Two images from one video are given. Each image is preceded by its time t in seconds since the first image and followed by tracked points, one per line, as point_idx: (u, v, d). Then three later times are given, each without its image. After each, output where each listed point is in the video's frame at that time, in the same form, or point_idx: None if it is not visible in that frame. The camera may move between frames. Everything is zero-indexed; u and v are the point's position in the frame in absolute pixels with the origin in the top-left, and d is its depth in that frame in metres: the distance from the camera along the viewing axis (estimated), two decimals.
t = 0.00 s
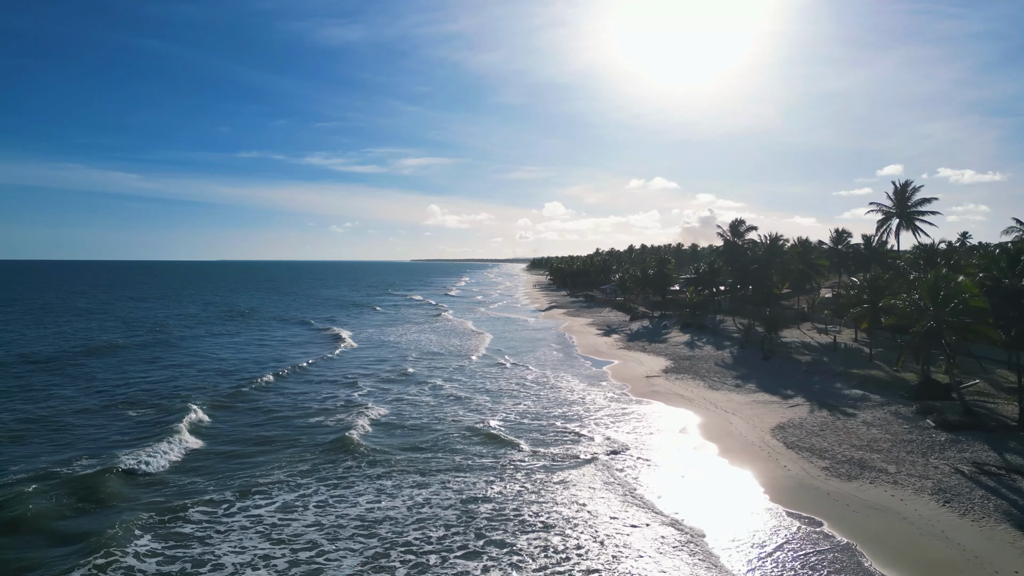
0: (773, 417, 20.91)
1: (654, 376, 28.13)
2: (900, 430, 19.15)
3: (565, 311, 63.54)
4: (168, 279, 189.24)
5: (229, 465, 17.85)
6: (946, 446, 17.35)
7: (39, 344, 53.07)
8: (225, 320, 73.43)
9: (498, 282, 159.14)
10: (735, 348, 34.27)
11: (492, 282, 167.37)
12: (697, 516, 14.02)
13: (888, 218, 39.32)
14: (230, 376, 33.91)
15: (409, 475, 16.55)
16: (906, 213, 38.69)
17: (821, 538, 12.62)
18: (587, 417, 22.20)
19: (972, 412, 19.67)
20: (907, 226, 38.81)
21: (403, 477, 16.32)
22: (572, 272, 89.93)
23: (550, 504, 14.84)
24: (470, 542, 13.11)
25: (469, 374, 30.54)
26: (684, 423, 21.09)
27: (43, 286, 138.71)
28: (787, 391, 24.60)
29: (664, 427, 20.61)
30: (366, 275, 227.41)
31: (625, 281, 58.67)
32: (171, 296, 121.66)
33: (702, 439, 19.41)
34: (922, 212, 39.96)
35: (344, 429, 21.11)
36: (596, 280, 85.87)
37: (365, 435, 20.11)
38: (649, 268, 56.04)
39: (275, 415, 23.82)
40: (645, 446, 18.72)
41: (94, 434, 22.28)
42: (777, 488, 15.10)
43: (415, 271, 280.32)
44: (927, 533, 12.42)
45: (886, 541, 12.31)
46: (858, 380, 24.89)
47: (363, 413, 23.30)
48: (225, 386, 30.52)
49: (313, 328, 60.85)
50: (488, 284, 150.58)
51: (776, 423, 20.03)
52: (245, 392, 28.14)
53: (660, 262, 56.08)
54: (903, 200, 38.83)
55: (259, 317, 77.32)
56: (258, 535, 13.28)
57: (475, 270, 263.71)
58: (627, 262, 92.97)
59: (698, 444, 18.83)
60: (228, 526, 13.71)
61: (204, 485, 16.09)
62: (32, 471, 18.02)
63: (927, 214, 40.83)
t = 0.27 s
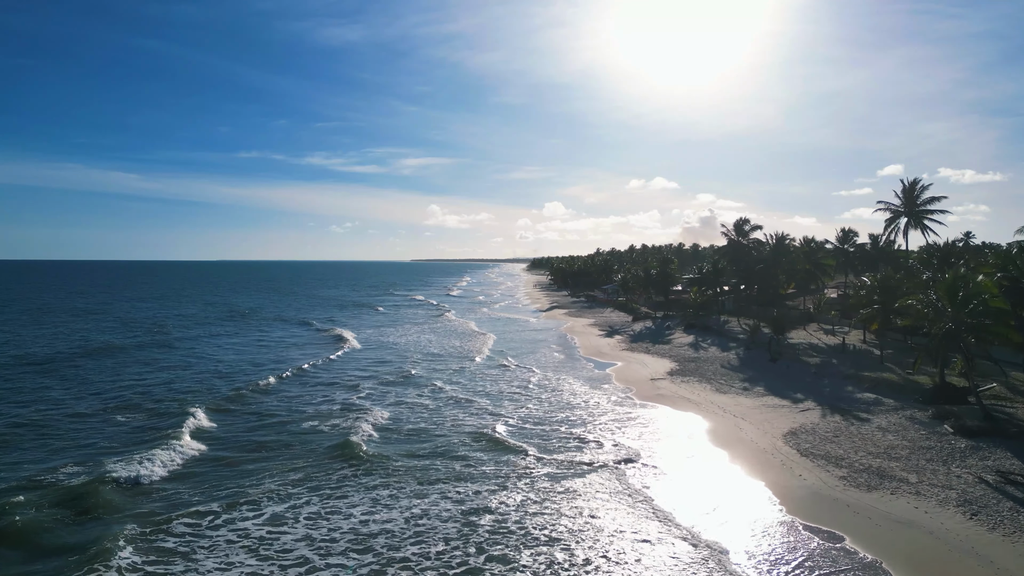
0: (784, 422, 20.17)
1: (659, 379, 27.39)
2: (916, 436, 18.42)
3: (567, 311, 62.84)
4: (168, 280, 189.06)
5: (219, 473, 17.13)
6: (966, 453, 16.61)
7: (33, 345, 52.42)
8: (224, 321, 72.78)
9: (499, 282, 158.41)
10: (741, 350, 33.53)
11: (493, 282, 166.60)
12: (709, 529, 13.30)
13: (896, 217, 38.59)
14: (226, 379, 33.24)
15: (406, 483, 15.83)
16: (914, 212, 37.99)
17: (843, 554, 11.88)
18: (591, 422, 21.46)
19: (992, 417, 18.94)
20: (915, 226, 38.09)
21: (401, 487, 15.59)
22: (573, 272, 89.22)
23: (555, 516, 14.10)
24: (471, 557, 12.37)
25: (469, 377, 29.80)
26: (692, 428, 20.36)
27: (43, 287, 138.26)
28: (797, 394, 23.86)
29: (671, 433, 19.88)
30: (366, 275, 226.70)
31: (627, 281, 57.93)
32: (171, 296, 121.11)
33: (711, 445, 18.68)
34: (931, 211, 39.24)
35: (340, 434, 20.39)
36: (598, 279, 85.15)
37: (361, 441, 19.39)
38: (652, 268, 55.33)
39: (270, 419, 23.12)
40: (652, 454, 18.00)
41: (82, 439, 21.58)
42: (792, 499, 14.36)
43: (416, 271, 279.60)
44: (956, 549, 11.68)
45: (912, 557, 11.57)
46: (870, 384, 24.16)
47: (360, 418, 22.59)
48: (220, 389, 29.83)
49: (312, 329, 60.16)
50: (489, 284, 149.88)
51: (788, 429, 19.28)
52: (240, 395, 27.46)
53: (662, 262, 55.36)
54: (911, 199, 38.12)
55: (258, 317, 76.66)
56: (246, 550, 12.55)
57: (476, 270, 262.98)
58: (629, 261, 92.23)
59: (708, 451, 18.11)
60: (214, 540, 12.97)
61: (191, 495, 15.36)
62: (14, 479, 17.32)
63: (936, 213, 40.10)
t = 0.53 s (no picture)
0: (798, 429, 19.30)
1: (665, 382, 26.51)
2: (938, 444, 17.55)
3: (568, 312, 61.96)
4: (167, 279, 188.59)
5: (206, 481, 16.31)
6: (994, 463, 15.73)
7: (27, 346, 51.66)
8: (222, 321, 71.98)
9: (500, 281, 157.51)
10: (748, 352, 32.65)
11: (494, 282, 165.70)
12: (725, 546, 12.46)
13: (906, 216, 37.72)
14: (221, 381, 32.41)
15: (403, 495, 14.97)
16: (925, 210, 37.11)
17: None
18: (596, 428, 20.62)
19: (1016, 424, 18.06)
20: (925, 224, 37.22)
21: (396, 499, 14.73)
22: (574, 272, 88.44)
23: (561, 530, 13.27)
24: None
25: (469, 380, 28.97)
26: (701, 435, 19.51)
27: (43, 287, 137.75)
28: (809, 398, 22.99)
29: (681, 441, 19.04)
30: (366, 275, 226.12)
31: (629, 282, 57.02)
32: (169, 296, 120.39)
33: (723, 453, 17.83)
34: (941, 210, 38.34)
35: (334, 441, 19.53)
36: (599, 279, 84.25)
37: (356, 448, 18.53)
38: (655, 267, 54.46)
39: (263, 424, 22.27)
40: (662, 463, 17.16)
41: (67, 445, 20.76)
42: (812, 513, 13.50)
43: (416, 271, 278.74)
44: (994, 571, 10.80)
45: None
46: (885, 388, 23.28)
47: (356, 424, 21.73)
48: (213, 393, 28.98)
49: (310, 329, 59.35)
50: (490, 284, 148.99)
51: (803, 436, 18.41)
52: (234, 399, 26.62)
53: (666, 262, 54.49)
54: (922, 197, 37.24)
55: (257, 318, 75.85)
56: (227, 571, 11.69)
57: (476, 270, 262.11)
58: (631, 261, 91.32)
59: (720, 459, 17.26)
60: (194, 559, 12.12)
61: (173, 507, 14.50)
62: None
63: (947, 212, 39.22)
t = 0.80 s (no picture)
0: (811, 435, 18.53)
1: (670, 385, 25.72)
2: (958, 451, 16.79)
3: (570, 312, 61.19)
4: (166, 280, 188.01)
5: (192, 489, 15.55)
6: (1020, 472, 14.96)
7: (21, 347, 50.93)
8: (220, 322, 71.21)
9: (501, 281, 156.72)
10: (755, 354, 31.89)
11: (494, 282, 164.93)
12: (740, 563, 11.70)
13: (915, 215, 36.96)
14: (215, 384, 31.64)
15: (398, 506, 14.21)
16: (934, 209, 36.36)
17: None
18: (601, 434, 19.86)
19: None
20: (935, 223, 36.47)
21: (392, 510, 13.97)
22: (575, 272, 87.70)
23: (565, 546, 12.52)
24: None
25: (468, 383, 28.21)
26: (711, 441, 18.75)
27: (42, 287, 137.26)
28: (820, 403, 22.22)
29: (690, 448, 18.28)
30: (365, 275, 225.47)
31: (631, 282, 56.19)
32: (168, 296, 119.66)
33: (734, 460, 17.06)
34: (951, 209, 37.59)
35: (328, 448, 18.76)
36: (601, 279, 83.44)
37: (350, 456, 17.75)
38: (658, 267, 53.70)
39: (255, 430, 21.48)
40: (670, 471, 16.41)
41: (51, 450, 20.01)
42: (832, 527, 12.74)
43: (416, 271, 277.95)
44: None
45: None
46: (898, 392, 22.52)
47: (352, 428, 20.94)
48: (207, 396, 28.20)
49: (308, 330, 58.42)
50: (491, 284, 148.20)
51: (817, 442, 17.64)
52: (227, 402, 25.85)
53: (669, 262, 53.72)
54: (931, 195, 36.49)
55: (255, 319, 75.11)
56: None
57: (477, 270, 261.31)
58: (633, 261, 90.53)
59: (732, 467, 16.51)
60: None
61: (155, 520, 13.72)
62: None
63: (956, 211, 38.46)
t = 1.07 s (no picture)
0: (825, 441, 17.77)
1: (676, 389, 24.95)
2: (981, 460, 16.02)
3: (572, 313, 60.42)
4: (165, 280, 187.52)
5: (178, 500, 14.80)
6: None
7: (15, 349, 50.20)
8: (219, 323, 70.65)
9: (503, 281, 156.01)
10: (762, 356, 31.12)
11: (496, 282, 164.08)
12: None
13: (924, 214, 36.21)
14: (210, 386, 30.94)
15: (394, 519, 13.46)
16: (944, 208, 35.61)
17: None
18: (606, 441, 19.09)
19: None
20: (944, 222, 35.72)
21: (387, 524, 13.23)
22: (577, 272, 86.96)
23: (571, 563, 11.76)
24: None
25: (468, 386, 27.45)
26: (721, 449, 17.98)
27: (43, 288, 136.84)
28: (833, 407, 21.46)
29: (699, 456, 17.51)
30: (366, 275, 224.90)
31: (634, 282, 55.42)
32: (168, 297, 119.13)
33: (746, 469, 16.30)
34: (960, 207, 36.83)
35: (321, 455, 18.00)
36: (603, 280, 82.66)
37: (344, 464, 16.99)
38: (661, 267, 52.93)
39: (247, 435, 20.71)
40: (680, 480, 15.66)
41: (34, 456, 19.25)
42: (855, 542, 11.99)
43: (417, 271, 277.32)
44: None
45: None
46: (913, 396, 21.77)
47: (346, 435, 20.18)
48: (201, 399, 27.47)
49: (306, 331, 57.73)
50: (492, 284, 147.38)
51: (832, 450, 16.87)
52: (221, 407, 25.13)
53: (672, 262, 52.95)
54: (941, 194, 35.74)
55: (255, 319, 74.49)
56: None
57: (478, 270, 260.56)
58: (635, 261, 89.72)
59: (744, 476, 15.77)
60: None
61: (138, 534, 12.98)
62: None
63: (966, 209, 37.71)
